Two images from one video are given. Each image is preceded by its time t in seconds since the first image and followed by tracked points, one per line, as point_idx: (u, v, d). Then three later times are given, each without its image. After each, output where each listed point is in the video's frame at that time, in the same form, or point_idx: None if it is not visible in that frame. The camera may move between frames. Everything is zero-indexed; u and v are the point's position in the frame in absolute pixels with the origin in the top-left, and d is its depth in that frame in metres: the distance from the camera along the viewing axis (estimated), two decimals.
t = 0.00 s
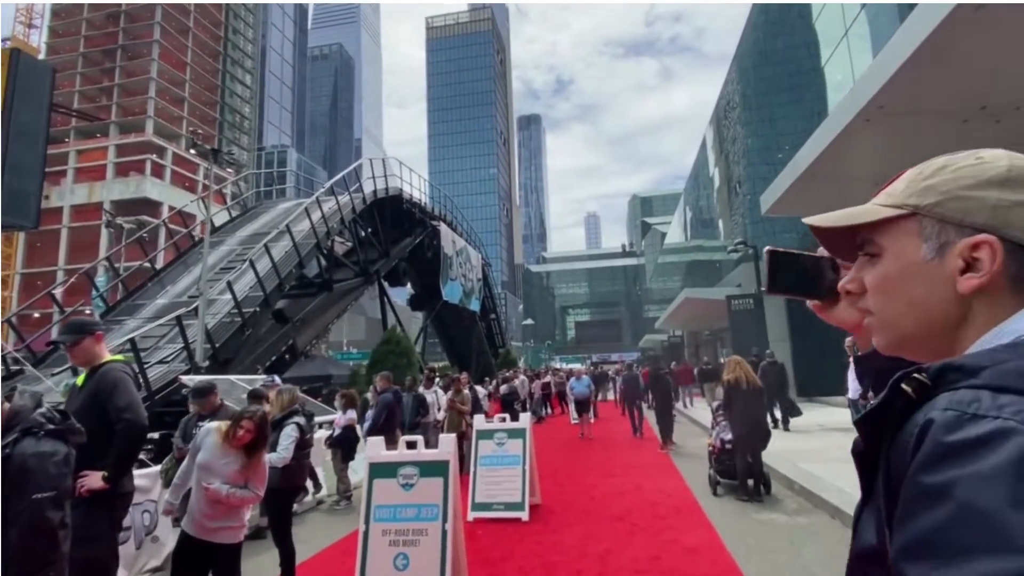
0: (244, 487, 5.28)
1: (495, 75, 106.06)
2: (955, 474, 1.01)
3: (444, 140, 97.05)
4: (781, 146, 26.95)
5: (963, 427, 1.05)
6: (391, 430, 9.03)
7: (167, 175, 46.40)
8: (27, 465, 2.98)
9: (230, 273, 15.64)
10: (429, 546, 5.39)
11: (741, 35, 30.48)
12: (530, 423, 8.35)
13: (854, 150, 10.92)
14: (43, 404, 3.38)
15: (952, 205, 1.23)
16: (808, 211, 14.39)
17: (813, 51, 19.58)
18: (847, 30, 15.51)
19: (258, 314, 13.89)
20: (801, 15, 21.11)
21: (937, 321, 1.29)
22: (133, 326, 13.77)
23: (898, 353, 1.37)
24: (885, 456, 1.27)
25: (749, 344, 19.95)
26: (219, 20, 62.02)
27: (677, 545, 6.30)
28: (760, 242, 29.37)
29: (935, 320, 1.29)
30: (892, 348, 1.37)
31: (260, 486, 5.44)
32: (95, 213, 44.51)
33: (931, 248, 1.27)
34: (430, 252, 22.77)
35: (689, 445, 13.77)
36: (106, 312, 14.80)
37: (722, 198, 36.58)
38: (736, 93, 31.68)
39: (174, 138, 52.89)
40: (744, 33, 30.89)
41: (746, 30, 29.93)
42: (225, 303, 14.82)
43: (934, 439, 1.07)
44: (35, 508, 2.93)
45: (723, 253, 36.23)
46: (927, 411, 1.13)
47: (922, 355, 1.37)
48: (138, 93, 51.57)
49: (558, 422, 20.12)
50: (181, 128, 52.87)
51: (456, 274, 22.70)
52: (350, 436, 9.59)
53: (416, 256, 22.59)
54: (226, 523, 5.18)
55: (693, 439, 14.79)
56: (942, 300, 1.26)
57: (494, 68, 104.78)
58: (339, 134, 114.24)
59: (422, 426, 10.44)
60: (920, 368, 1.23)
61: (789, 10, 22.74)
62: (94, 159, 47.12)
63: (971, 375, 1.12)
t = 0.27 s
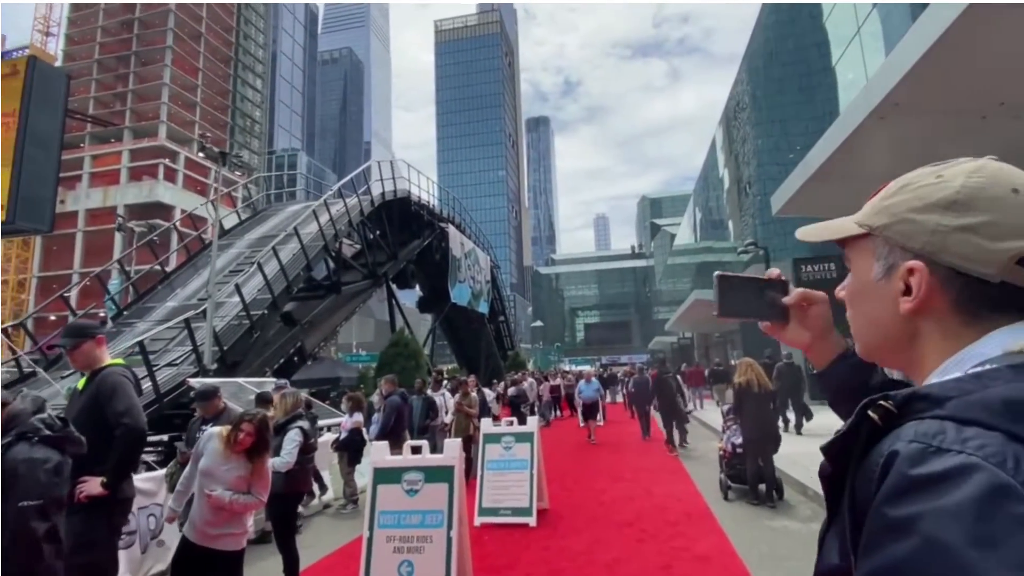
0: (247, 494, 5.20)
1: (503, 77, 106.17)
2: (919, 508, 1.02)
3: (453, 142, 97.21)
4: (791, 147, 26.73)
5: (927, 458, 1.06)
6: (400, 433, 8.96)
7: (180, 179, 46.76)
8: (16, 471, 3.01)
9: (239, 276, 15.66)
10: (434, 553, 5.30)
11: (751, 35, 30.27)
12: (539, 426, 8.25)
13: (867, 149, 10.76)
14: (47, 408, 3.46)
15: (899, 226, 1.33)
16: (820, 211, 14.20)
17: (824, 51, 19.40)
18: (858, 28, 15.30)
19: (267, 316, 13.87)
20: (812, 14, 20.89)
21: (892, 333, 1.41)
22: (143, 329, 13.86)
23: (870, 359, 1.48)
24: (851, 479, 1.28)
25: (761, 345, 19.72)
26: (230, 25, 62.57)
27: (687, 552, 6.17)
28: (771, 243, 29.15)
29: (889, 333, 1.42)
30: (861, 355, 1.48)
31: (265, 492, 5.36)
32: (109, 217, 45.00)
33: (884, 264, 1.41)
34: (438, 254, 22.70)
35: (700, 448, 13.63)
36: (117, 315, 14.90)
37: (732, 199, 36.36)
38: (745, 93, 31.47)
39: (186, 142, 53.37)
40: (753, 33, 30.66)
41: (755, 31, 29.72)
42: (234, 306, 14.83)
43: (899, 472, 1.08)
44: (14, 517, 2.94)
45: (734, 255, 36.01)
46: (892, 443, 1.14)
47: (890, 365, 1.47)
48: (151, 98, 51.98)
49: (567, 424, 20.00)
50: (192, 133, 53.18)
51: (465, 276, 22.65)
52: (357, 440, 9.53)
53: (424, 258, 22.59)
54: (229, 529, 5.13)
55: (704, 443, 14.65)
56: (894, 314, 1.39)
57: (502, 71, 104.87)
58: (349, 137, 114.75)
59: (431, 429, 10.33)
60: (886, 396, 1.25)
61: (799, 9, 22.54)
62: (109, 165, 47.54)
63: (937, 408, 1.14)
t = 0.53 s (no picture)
0: (262, 496, 5.15)
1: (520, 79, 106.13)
2: (859, 515, 1.07)
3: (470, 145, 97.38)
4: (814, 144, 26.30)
5: (866, 467, 1.11)
6: (417, 436, 8.89)
7: (202, 185, 47.39)
8: (6, 473, 3.13)
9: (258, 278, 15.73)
10: (450, 560, 5.22)
11: (770, 31, 29.83)
12: (557, 430, 8.11)
13: (892, 144, 10.49)
14: (58, 407, 3.54)
15: (877, 226, 1.35)
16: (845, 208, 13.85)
17: (846, 46, 19.02)
18: (883, 20, 14.91)
19: (285, 319, 13.91)
20: (834, 8, 20.49)
21: (863, 334, 1.48)
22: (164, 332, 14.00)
23: (852, 354, 1.54)
24: (804, 477, 1.30)
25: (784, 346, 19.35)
26: (250, 31, 63.31)
27: (710, 560, 5.99)
28: (793, 243, 28.68)
29: (857, 333, 1.50)
30: (843, 350, 1.55)
31: (282, 496, 5.28)
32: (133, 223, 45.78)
33: (859, 265, 1.46)
34: (455, 255, 22.63)
35: (721, 451, 13.39)
36: (140, 318, 15.07)
37: (753, 198, 35.88)
38: (765, 90, 31.03)
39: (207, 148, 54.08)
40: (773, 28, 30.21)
41: (775, 26, 29.26)
42: (253, 308, 14.89)
43: (840, 479, 1.13)
44: None
45: (755, 254, 35.51)
46: (839, 450, 1.19)
47: (866, 361, 1.53)
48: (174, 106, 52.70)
49: (585, 427, 19.82)
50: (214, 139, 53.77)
51: (482, 277, 22.56)
52: (375, 442, 9.49)
53: (442, 260, 22.54)
54: (245, 533, 5.09)
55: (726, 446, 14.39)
56: (860, 314, 1.47)
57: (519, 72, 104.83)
58: (367, 141, 115.59)
59: (450, 432, 10.23)
60: (840, 402, 1.26)
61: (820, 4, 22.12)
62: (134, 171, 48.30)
63: (884, 415, 1.18)
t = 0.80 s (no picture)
0: (288, 495, 5.16)
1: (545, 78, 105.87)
2: (818, 516, 1.06)
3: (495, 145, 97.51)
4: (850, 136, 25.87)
5: (830, 470, 1.09)
6: (442, 438, 8.82)
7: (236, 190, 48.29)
8: (7, 472, 3.07)
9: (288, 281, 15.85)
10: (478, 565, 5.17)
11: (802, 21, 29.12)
12: (585, 433, 7.95)
13: (937, 133, 10.04)
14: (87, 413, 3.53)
15: (861, 234, 1.34)
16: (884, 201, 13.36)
17: (882, 34, 18.41)
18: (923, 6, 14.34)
19: (314, 321, 14.00)
20: None
21: (859, 335, 1.43)
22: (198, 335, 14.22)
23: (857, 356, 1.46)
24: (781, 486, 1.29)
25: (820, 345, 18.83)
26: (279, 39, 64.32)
27: (749, 570, 5.78)
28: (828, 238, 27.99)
29: (846, 337, 1.47)
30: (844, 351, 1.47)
31: (308, 493, 5.31)
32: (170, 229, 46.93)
33: (851, 272, 1.43)
34: (482, 256, 22.56)
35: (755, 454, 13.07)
36: (175, 322, 15.34)
37: (785, 192, 35.15)
38: (797, 82, 30.32)
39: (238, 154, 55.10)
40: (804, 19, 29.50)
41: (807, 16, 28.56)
42: (283, 311, 15.01)
43: (804, 482, 1.12)
44: None
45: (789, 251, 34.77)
46: (805, 452, 1.17)
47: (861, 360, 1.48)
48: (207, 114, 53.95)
49: (615, 429, 19.58)
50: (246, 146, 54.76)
51: (508, 277, 22.48)
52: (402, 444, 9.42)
53: (468, 261, 22.50)
54: (272, 534, 5.11)
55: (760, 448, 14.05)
56: (847, 316, 1.46)
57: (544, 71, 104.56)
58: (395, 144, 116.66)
59: (478, 435, 10.13)
60: (812, 407, 1.23)
61: None
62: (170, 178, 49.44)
63: (854, 419, 1.15)
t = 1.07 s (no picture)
0: (324, 495, 5.18)
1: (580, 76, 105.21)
2: (849, 551, 1.12)
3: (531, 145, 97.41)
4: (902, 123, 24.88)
5: (865, 511, 1.13)
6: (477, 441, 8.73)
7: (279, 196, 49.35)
8: (58, 477, 3.07)
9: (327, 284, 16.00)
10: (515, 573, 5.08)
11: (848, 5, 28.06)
12: (624, 435, 7.70)
13: (1002, 116, 9.39)
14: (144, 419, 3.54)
15: (905, 269, 1.34)
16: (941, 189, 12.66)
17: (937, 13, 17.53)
18: None
19: (354, 323, 14.07)
20: None
21: (903, 369, 1.43)
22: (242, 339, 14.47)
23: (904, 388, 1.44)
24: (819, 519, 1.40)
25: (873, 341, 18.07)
26: (318, 46, 65.52)
27: None
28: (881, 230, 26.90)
29: (890, 365, 1.48)
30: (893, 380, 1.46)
31: (343, 492, 5.32)
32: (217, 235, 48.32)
33: (895, 302, 1.43)
34: (517, 256, 22.42)
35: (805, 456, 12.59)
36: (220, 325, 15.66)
37: (833, 183, 33.99)
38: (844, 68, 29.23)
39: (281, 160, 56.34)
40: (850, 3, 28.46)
41: None
42: (323, 314, 15.15)
43: (841, 521, 1.16)
44: (40, 524, 2.96)
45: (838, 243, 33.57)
46: (840, 492, 1.21)
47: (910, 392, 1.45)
48: (250, 123, 55.32)
49: (656, 430, 19.20)
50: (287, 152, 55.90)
51: (544, 276, 22.31)
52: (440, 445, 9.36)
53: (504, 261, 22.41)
54: (308, 535, 5.12)
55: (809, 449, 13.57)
56: (895, 350, 1.46)
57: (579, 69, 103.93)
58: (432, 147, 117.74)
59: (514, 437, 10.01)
60: (851, 445, 1.30)
61: None
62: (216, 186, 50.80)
63: (889, 458, 1.20)
